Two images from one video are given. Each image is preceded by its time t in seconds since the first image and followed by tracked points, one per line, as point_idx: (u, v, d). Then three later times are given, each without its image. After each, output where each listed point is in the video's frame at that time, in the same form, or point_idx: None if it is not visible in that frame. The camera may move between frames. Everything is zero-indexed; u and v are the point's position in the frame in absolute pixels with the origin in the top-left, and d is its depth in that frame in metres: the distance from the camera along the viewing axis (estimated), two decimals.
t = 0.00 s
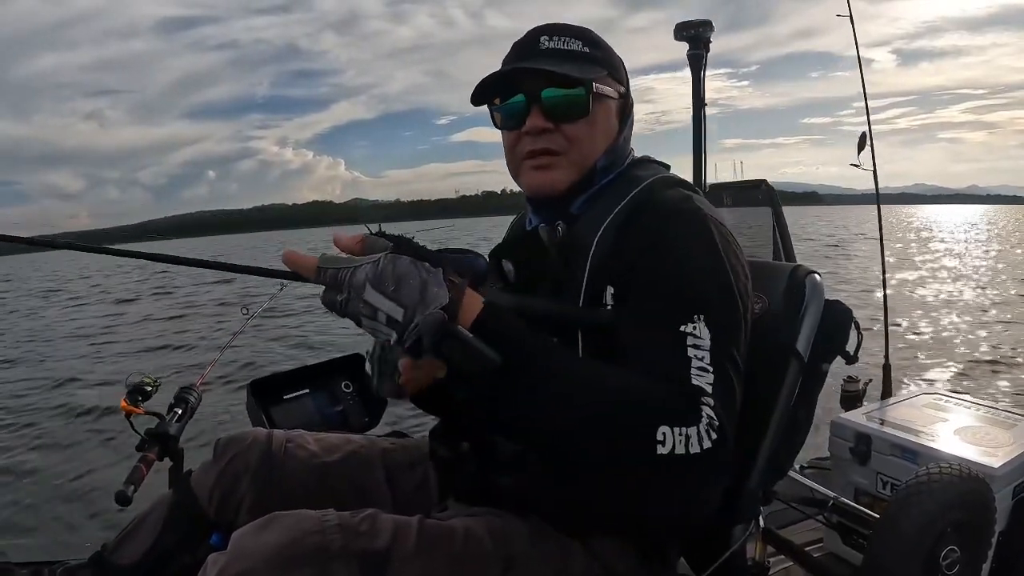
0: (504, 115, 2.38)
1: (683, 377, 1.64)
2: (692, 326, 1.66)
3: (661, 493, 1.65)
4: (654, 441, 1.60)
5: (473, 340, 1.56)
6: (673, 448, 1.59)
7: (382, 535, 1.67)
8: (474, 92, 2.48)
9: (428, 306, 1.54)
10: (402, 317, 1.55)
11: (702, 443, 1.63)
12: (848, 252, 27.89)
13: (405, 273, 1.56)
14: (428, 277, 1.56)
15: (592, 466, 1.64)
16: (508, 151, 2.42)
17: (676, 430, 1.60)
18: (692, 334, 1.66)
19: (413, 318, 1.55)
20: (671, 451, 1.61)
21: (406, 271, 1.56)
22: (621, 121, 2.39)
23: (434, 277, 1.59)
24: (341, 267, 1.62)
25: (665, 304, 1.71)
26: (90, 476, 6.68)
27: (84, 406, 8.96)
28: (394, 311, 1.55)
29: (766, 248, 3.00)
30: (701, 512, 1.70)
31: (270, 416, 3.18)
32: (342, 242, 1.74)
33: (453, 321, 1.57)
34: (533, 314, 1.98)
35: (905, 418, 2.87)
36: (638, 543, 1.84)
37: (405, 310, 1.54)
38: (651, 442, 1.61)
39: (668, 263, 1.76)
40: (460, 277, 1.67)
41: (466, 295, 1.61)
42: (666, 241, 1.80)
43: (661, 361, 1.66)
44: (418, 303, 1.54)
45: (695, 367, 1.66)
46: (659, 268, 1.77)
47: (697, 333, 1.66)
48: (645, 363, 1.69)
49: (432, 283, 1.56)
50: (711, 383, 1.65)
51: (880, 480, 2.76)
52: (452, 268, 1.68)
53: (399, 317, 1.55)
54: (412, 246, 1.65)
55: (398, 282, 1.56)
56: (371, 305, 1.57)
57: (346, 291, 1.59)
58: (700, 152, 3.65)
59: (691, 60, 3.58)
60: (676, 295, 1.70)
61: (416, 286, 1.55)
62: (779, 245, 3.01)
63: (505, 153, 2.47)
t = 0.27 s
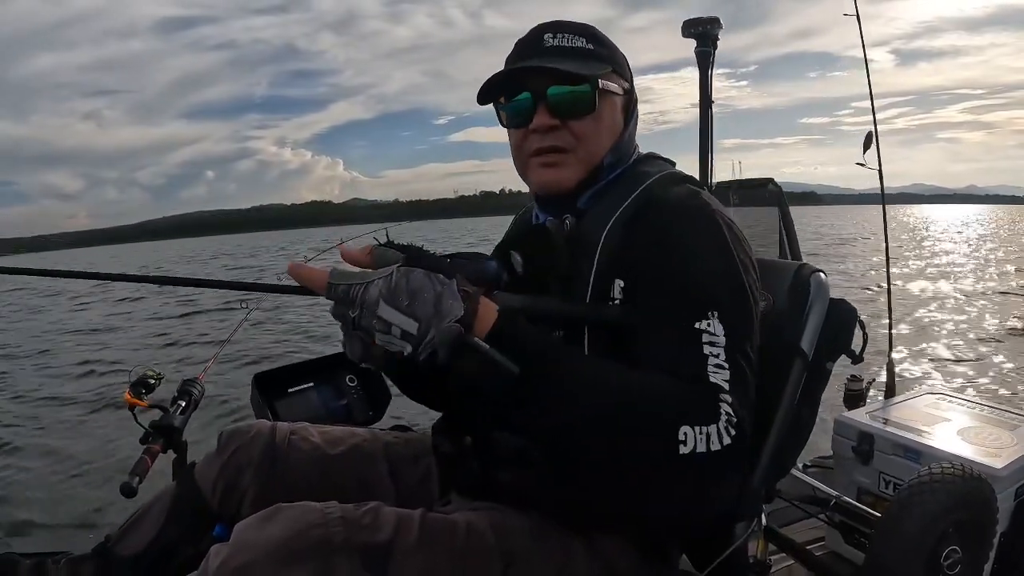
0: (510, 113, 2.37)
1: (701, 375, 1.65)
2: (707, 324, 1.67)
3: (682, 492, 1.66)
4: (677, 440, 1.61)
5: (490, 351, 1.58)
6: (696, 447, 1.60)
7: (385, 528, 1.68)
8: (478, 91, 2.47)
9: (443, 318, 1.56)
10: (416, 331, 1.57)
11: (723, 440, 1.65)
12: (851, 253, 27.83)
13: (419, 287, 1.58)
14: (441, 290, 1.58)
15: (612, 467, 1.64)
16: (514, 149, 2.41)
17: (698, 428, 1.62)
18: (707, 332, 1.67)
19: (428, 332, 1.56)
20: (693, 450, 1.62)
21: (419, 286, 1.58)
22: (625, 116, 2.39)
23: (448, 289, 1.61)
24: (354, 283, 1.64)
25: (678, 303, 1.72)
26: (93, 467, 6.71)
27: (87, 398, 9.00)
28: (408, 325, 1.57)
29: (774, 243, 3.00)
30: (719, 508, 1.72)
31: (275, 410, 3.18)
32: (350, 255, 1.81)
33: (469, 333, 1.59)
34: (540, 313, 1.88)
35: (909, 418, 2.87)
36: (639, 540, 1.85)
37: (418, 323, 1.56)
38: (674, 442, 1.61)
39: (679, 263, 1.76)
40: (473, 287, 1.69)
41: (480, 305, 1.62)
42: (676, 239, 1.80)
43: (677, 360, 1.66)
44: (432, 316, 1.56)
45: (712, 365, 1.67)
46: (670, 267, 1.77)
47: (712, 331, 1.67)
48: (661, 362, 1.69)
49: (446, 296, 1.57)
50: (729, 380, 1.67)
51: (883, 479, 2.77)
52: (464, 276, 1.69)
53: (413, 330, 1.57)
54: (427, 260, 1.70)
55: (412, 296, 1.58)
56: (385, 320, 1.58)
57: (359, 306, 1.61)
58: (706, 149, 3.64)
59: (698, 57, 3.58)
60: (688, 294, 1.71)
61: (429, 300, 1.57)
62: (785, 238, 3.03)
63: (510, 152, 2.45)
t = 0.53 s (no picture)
0: (514, 101, 2.37)
1: (728, 364, 1.65)
2: (727, 313, 1.68)
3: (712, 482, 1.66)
4: (713, 432, 1.61)
5: (522, 354, 1.51)
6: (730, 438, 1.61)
7: (388, 520, 1.69)
8: (482, 79, 2.47)
9: (472, 324, 1.47)
10: (444, 338, 1.46)
11: (752, 429, 1.66)
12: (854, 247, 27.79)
13: (447, 293, 1.47)
14: (469, 294, 1.48)
15: (642, 461, 1.63)
16: (518, 137, 2.41)
17: (730, 419, 1.63)
18: (728, 322, 1.68)
19: (456, 339, 1.47)
20: (728, 441, 1.63)
21: (447, 291, 1.47)
22: (629, 107, 2.39)
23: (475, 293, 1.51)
24: (375, 292, 1.49)
25: (698, 294, 1.73)
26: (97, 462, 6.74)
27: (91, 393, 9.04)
28: (436, 333, 1.46)
29: (776, 242, 3.00)
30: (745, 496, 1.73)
31: (276, 403, 3.19)
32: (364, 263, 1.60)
33: (498, 338, 1.51)
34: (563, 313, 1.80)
35: (911, 409, 2.87)
36: (645, 531, 1.85)
37: (447, 331, 1.46)
38: (709, 433, 1.62)
39: (688, 253, 1.80)
40: (496, 288, 1.60)
41: (508, 307, 1.55)
42: (692, 230, 1.81)
43: (703, 351, 1.66)
44: (460, 322, 1.46)
45: (736, 354, 1.68)
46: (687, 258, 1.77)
47: (733, 320, 1.68)
48: (685, 353, 1.69)
49: (474, 300, 1.48)
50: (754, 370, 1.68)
51: (885, 470, 2.77)
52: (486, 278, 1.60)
53: (441, 339, 1.46)
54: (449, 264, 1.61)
55: (440, 303, 1.47)
56: (411, 329, 1.46)
57: (383, 317, 1.47)
58: (708, 140, 3.63)
59: (700, 47, 3.56)
60: (708, 285, 1.72)
61: (457, 306, 1.47)
62: (788, 236, 3.03)
63: (514, 140, 2.45)
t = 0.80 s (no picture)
0: (515, 96, 2.37)
1: (742, 365, 1.66)
2: (738, 312, 1.69)
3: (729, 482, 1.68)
4: (734, 433, 1.62)
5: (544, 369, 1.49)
6: (750, 438, 1.63)
7: (388, 517, 1.69)
8: (483, 73, 2.47)
9: (494, 339, 1.43)
10: (464, 355, 1.43)
11: (767, 428, 1.68)
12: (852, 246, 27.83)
13: (467, 308, 1.44)
14: (490, 309, 1.45)
15: (660, 464, 1.63)
16: (519, 132, 2.41)
17: (748, 419, 1.65)
18: (739, 321, 1.69)
19: (477, 355, 1.43)
20: (747, 441, 1.64)
21: (467, 307, 1.45)
22: (630, 102, 2.39)
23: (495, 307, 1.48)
24: (393, 311, 1.45)
25: (709, 294, 1.72)
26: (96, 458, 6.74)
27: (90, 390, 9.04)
28: (457, 350, 1.43)
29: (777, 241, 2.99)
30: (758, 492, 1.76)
31: (276, 398, 3.22)
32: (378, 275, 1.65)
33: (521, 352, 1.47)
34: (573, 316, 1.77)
35: (910, 406, 2.87)
36: (645, 528, 1.86)
37: (468, 347, 1.42)
38: (729, 434, 1.63)
39: (690, 250, 1.80)
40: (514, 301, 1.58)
41: (528, 320, 1.52)
42: (698, 228, 1.81)
43: (717, 352, 1.66)
44: (482, 337, 1.43)
45: (748, 353, 1.69)
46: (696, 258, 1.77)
47: (743, 320, 1.69)
48: (698, 355, 1.68)
49: (495, 315, 1.45)
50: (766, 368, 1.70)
51: (884, 466, 2.77)
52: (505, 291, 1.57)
53: (461, 355, 1.43)
54: (465, 276, 1.58)
55: (461, 319, 1.44)
56: (431, 347, 1.43)
57: (402, 336, 1.43)
58: (708, 136, 3.63)
59: (701, 42, 3.56)
60: (719, 286, 1.72)
61: (478, 321, 1.44)
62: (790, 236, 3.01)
63: (515, 135, 2.46)
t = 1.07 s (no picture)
0: (520, 100, 2.36)
1: (757, 381, 1.66)
2: (751, 325, 1.69)
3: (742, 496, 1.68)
4: (749, 451, 1.63)
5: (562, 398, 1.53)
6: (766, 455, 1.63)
7: (388, 519, 1.69)
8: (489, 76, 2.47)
9: (511, 373, 1.48)
10: (482, 390, 1.48)
11: (780, 443, 1.69)
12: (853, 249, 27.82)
13: (484, 345, 1.48)
14: (506, 344, 1.49)
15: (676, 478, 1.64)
16: (524, 136, 2.41)
17: (764, 436, 1.65)
18: (753, 334, 1.69)
19: (494, 389, 1.48)
20: (763, 458, 1.65)
21: (484, 344, 1.48)
22: (636, 105, 2.38)
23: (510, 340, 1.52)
24: (409, 352, 1.47)
25: (721, 305, 1.71)
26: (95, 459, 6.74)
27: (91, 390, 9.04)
28: (474, 386, 1.47)
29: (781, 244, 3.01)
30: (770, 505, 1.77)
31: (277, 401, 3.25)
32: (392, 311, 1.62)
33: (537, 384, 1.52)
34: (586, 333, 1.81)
35: (911, 411, 2.87)
36: (646, 531, 1.86)
37: (486, 383, 1.47)
38: (744, 451, 1.63)
39: (698, 256, 1.79)
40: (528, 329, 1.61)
41: (544, 351, 1.55)
42: (709, 236, 1.80)
43: (732, 367, 1.66)
44: (499, 372, 1.48)
45: (762, 367, 1.69)
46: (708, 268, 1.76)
47: (757, 332, 1.69)
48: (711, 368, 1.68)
49: (511, 350, 1.49)
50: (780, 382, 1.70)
51: (885, 471, 2.77)
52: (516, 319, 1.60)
53: (479, 390, 1.48)
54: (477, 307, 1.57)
55: (478, 356, 1.48)
56: (449, 385, 1.47)
57: (420, 377, 1.47)
58: (711, 140, 3.63)
59: (704, 46, 3.56)
60: (732, 299, 1.71)
61: (495, 356, 1.48)
62: (792, 236, 3.03)
63: (520, 139, 2.45)
